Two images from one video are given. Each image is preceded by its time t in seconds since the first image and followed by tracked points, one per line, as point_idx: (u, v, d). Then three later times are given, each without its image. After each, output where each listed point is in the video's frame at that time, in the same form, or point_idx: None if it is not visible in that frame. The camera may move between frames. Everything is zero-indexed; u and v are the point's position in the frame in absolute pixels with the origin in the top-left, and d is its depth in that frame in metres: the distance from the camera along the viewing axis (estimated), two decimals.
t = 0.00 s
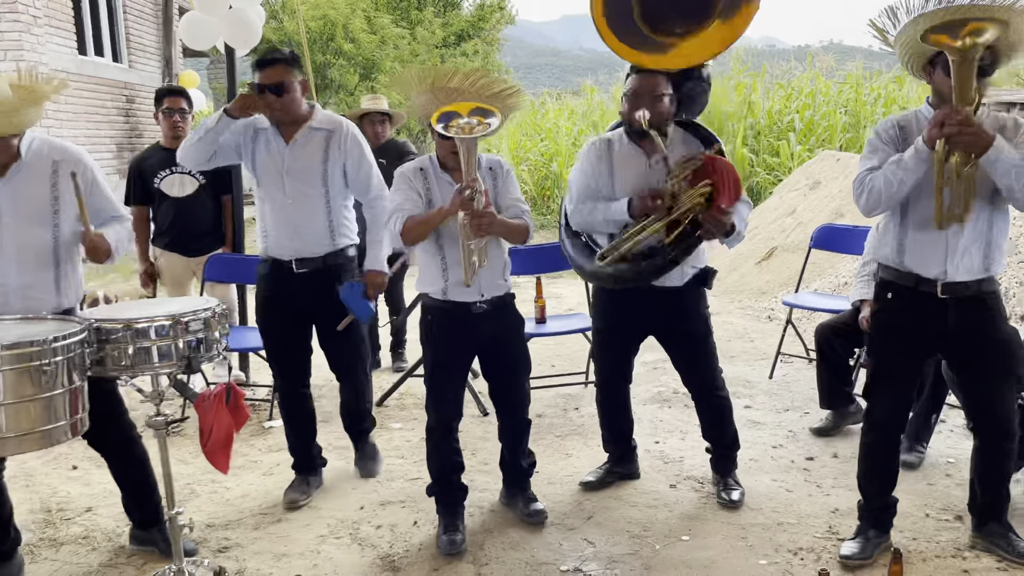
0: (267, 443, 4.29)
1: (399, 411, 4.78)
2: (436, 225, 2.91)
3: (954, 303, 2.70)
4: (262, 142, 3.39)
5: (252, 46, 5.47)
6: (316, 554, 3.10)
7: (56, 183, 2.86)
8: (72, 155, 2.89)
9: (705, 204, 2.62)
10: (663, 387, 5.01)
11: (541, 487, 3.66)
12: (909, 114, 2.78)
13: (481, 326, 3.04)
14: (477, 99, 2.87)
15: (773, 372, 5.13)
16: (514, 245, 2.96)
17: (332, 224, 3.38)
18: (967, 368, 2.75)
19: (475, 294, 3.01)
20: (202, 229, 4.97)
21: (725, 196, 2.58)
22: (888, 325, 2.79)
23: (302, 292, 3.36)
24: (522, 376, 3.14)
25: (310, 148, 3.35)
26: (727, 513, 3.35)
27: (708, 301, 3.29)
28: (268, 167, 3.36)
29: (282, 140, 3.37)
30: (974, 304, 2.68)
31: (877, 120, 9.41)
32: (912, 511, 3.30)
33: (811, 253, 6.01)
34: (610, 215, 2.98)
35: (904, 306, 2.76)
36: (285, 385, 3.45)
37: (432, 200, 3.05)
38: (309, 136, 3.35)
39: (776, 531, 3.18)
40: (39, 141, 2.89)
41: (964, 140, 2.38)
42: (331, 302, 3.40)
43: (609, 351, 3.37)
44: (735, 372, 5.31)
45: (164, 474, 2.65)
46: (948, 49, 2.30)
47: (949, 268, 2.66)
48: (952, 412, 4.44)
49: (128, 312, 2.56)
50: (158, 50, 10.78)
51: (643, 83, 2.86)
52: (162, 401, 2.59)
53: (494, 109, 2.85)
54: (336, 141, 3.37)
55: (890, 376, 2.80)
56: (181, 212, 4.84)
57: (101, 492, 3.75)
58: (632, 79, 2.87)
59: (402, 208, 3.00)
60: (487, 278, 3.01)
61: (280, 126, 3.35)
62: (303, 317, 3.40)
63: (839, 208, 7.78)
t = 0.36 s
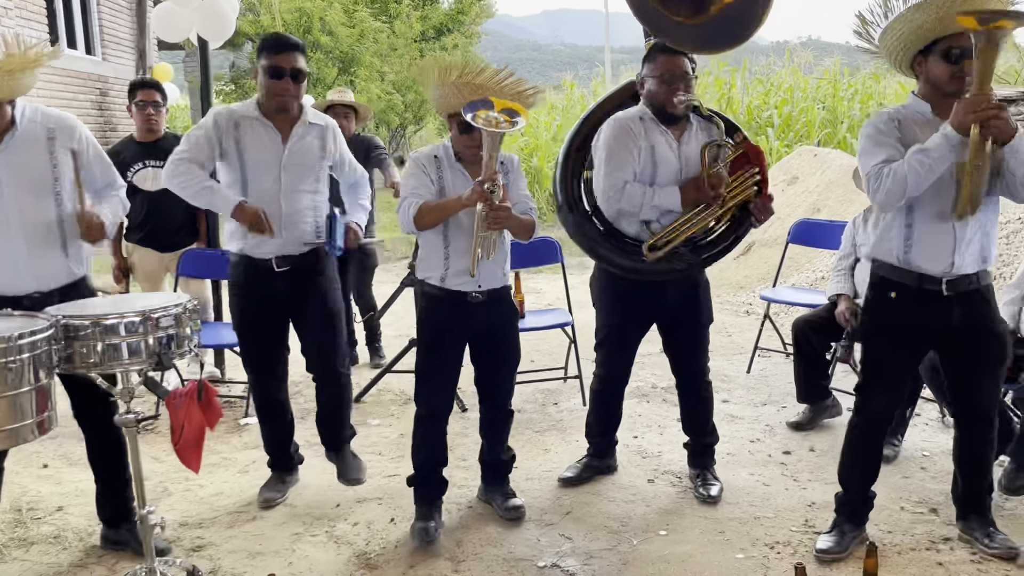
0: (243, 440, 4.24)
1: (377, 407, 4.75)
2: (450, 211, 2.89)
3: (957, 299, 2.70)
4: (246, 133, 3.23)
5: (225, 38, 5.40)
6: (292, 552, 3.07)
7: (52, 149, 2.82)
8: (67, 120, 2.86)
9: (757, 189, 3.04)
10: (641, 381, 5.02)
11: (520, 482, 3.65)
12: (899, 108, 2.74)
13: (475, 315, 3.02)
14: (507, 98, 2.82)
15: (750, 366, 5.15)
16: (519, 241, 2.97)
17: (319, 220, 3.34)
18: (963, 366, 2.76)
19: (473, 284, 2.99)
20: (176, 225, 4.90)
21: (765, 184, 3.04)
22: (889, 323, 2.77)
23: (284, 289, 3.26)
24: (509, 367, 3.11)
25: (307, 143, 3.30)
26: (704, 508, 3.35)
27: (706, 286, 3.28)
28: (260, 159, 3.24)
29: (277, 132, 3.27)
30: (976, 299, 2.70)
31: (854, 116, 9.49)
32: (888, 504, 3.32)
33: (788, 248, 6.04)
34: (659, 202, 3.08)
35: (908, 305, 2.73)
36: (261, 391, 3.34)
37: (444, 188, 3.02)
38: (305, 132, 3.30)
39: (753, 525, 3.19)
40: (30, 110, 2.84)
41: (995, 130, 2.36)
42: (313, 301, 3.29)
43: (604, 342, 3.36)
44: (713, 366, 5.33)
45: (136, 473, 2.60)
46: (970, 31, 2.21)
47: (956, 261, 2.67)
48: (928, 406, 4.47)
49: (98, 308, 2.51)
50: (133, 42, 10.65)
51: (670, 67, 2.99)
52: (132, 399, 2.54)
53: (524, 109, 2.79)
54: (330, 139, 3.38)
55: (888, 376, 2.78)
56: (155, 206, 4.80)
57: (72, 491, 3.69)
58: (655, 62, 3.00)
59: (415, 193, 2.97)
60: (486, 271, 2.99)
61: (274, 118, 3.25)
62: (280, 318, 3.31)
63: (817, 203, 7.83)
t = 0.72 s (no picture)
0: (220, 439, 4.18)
1: (357, 404, 4.71)
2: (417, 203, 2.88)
3: (957, 295, 2.68)
4: (255, 134, 2.98)
5: (200, 30, 5.32)
6: (268, 553, 3.02)
7: (43, 148, 2.75)
8: (56, 119, 2.79)
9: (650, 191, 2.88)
10: (622, 377, 5.01)
11: (499, 480, 3.62)
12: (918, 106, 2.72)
13: (450, 312, 3.00)
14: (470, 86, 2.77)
15: (731, 362, 5.15)
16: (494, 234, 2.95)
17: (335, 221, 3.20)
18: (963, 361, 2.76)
19: (446, 281, 2.97)
20: (150, 221, 4.82)
21: (672, 189, 2.83)
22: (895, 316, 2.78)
23: (306, 294, 3.07)
24: (492, 374, 3.11)
25: (311, 144, 3.11)
26: (684, 505, 3.34)
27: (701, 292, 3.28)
28: (275, 162, 3.00)
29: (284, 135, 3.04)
30: (976, 297, 2.68)
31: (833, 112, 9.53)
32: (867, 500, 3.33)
33: (768, 244, 6.06)
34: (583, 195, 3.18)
35: (913, 298, 2.74)
36: (251, 402, 3.08)
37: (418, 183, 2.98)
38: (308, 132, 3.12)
39: (733, 522, 3.18)
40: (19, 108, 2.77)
41: (989, 150, 2.32)
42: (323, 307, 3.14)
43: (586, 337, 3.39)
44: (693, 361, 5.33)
45: (107, 474, 2.55)
46: (988, 50, 2.18)
47: (952, 263, 2.66)
48: (906, 401, 4.49)
49: (67, 305, 2.46)
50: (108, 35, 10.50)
51: (633, 66, 2.91)
52: (103, 399, 2.49)
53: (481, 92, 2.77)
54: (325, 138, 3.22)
55: (891, 367, 2.80)
56: (129, 201, 4.71)
57: (44, 492, 3.62)
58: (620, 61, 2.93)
59: (385, 185, 2.95)
60: (460, 267, 2.97)
61: (278, 120, 3.03)
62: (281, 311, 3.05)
63: (797, 199, 7.85)
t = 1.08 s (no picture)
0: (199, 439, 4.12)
1: (339, 403, 4.66)
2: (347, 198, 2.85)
3: (911, 289, 2.76)
4: (202, 135, 2.95)
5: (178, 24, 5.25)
6: (247, 556, 2.97)
7: None
8: None
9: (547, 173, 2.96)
10: (607, 375, 4.98)
11: (483, 480, 3.59)
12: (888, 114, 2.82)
13: (403, 314, 2.96)
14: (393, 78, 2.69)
15: (716, 359, 5.14)
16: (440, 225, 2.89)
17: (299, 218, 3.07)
18: (931, 360, 2.79)
19: (395, 281, 2.91)
20: (128, 218, 4.74)
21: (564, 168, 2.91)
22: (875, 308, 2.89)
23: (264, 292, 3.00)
24: (456, 369, 3.08)
25: (269, 138, 2.97)
26: (669, 505, 3.31)
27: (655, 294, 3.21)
28: (222, 163, 2.95)
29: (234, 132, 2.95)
30: (931, 298, 2.73)
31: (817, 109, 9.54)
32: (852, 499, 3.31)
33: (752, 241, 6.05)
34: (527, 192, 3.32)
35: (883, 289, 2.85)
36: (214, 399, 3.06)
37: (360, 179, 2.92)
38: (264, 125, 2.96)
39: (719, 521, 3.16)
40: None
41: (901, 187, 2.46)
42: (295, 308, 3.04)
43: (562, 335, 3.38)
44: (678, 359, 5.31)
45: (80, 477, 2.49)
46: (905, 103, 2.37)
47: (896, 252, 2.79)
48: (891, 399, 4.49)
49: (39, 305, 2.40)
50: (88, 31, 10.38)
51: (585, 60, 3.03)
52: (76, 400, 2.43)
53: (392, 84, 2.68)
54: (296, 125, 3.00)
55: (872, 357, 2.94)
56: (107, 198, 4.64)
57: (19, 495, 3.55)
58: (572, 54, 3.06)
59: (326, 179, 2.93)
60: (407, 265, 2.91)
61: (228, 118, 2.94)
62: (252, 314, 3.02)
63: (781, 196, 7.85)
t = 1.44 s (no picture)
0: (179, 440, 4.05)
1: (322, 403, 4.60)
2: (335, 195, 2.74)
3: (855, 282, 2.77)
4: (127, 140, 2.86)
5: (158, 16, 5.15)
6: (226, 560, 2.91)
7: None
8: None
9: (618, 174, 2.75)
10: (594, 373, 4.95)
11: (468, 480, 3.54)
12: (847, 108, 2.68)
13: (378, 314, 2.91)
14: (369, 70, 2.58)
15: (703, 357, 5.11)
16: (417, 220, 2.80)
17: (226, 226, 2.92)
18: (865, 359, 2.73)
19: (373, 280, 2.86)
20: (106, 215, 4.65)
21: (639, 168, 2.73)
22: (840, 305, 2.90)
23: (188, 297, 2.89)
24: (431, 361, 3.02)
25: (194, 146, 2.84)
26: (656, 505, 3.27)
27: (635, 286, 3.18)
28: (145, 171, 2.86)
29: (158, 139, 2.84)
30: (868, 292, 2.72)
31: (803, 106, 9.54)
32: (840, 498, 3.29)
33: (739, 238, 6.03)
34: (530, 189, 3.02)
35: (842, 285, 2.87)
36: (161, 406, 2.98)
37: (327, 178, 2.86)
38: (190, 133, 2.84)
39: (706, 521, 3.12)
40: None
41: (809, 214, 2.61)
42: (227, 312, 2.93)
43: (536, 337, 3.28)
44: (665, 357, 5.28)
45: (52, 480, 2.42)
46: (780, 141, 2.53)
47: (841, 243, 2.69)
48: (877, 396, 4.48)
49: (8, 305, 2.33)
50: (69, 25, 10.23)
51: (572, 57, 2.88)
52: (47, 402, 2.36)
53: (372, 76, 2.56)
54: (225, 133, 2.86)
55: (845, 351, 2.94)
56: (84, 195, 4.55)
57: None
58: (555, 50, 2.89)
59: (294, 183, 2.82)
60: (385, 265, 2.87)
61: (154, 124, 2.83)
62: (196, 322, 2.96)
63: (768, 194, 7.84)
